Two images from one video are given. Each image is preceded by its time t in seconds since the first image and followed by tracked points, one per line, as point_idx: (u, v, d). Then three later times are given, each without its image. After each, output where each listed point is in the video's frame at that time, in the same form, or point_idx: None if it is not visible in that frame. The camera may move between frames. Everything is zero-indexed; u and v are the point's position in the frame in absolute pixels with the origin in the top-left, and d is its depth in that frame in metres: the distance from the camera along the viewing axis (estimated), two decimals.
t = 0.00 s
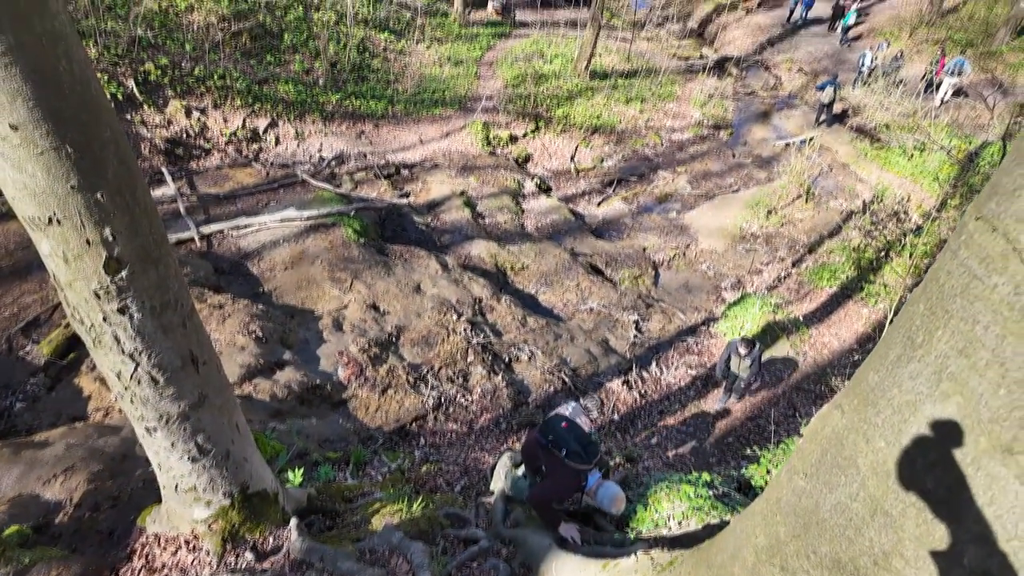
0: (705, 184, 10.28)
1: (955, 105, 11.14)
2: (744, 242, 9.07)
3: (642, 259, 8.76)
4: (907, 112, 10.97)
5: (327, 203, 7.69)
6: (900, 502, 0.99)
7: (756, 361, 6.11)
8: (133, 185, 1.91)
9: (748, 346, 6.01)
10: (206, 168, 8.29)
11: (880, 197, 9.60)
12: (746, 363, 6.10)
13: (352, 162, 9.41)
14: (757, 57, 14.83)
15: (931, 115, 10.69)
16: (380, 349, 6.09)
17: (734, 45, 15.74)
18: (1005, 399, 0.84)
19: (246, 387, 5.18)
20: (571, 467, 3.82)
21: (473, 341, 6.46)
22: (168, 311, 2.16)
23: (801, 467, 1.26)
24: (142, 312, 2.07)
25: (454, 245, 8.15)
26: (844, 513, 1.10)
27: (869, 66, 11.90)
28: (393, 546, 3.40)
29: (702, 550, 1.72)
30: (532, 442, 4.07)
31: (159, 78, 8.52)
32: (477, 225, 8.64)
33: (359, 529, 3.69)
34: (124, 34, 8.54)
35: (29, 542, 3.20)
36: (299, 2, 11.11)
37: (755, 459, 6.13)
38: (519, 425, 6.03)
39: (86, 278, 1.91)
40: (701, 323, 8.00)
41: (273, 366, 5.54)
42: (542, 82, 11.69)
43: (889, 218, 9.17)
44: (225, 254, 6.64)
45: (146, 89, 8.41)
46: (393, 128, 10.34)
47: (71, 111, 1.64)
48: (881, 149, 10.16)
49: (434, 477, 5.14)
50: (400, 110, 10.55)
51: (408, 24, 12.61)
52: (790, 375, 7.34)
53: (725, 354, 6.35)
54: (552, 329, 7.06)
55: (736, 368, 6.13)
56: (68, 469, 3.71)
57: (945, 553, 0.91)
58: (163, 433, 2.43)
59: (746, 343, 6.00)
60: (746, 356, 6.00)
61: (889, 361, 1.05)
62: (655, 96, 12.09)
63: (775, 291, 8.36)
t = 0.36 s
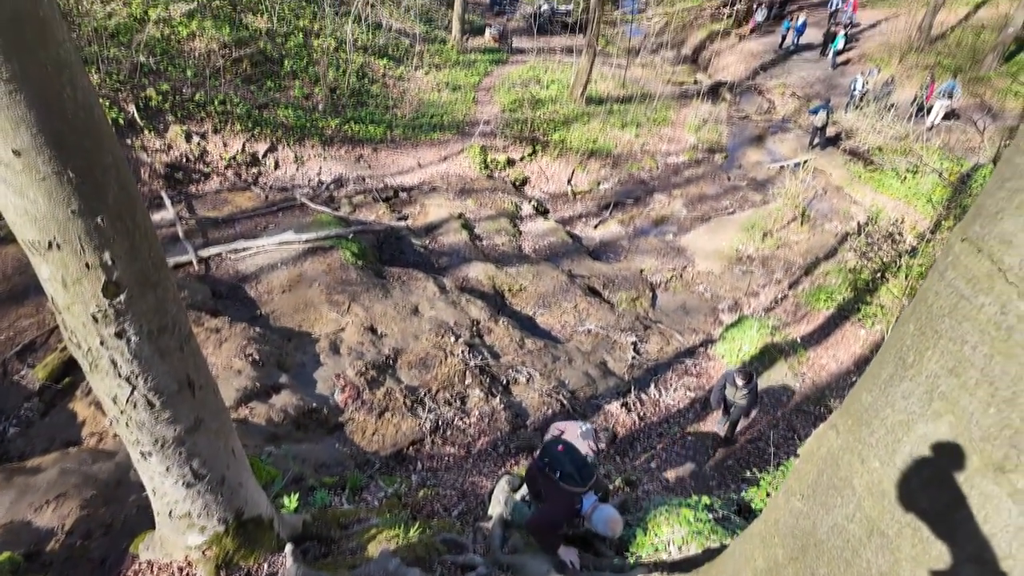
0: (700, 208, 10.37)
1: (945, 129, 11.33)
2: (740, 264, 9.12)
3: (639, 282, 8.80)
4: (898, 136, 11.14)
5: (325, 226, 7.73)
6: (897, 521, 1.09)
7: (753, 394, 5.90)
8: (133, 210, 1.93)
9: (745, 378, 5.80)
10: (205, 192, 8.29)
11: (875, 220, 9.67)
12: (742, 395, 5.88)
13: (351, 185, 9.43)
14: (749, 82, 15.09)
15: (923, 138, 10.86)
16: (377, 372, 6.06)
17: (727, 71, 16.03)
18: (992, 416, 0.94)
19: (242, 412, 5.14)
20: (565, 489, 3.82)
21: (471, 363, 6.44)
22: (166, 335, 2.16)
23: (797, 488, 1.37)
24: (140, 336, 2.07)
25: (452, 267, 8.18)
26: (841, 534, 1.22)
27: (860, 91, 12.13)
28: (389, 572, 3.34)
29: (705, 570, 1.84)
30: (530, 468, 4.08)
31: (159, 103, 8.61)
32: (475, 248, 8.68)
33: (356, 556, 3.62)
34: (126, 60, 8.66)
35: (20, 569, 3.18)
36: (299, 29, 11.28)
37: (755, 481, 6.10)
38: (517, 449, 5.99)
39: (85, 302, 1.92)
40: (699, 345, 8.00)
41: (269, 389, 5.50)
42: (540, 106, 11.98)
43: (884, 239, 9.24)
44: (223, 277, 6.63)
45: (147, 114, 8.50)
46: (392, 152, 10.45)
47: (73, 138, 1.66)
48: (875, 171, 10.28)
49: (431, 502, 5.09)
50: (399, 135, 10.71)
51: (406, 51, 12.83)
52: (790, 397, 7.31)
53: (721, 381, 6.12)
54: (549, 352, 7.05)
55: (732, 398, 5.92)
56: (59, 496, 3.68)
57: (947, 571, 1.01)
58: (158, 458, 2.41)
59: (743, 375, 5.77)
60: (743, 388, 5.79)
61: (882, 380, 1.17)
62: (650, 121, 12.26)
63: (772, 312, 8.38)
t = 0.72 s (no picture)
0: (697, 229, 10.45)
1: (938, 152, 11.50)
2: (737, 286, 9.16)
3: (637, 303, 8.81)
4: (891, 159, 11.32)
5: (324, 249, 7.76)
6: (897, 541, 0.97)
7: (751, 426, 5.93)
8: (134, 233, 1.94)
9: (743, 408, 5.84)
10: (204, 216, 8.30)
11: (871, 241, 9.74)
12: (740, 425, 5.91)
13: (350, 210, 9.49)
14: (743, 106, 15.34)
15: (916, 162, 11.01)
16: (375, 396, 6.02)
17: (721, 95, 16.33)
18: (990, 437, 0.84)
19: (238, 436, 5.10)
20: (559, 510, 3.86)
21: (469, 386, 6.41)
22: (164, 357, 2.15)
23: (798, 509, 1.26)
24: (137, 359, 2.06)
25: (450, 289, 8.20)
26: (841, 555, 1.09)
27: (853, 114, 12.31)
28: None
29: None
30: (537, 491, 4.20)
31: (160, 128, 8.71)
32: (473, 270, 8.71)
33: None
34: (129, 86, 8.76)
35: None
36: (300, 55, 11.46)
37: (755, 505, 6.10)
38: (515, 473, 5.93)
39: (84, 325, 1.92)
40: (698, 366, 7.97)
41: (266, 413, 5.46)
42: (537, 130, 12.15)
43: (880, 261, 9.31)
44: (220, 300, 6.62)
45: (148, 139, 8.60)
46: (391, 176, 10.55)
47: (77, 163, 1.69)
48: (869, 194, 10.41)
49: (428, 528, 5.04)
50: (398, 158, 10.84)
51: (405, 76, 13.02)
52: (791, 419, 7.27)
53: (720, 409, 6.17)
54: (548, 374, 7.02)
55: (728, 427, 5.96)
56: (52, 522, 3.63)
57: None
58: (154, 482, 2.38)
59: (743, 405, 5.82)
60: (742, 418, 5.83)
61: (878, 400, 1.06)
62: (646, 145, 12.43)
63: (770, 333, 8.39)
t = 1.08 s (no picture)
0: (695, 251, 10.52)
1: (930, 176, 11.67)
2: (735, 307, 9.17)
3: (636, 325, 8.81)
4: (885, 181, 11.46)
5: (322, 272, 7.77)
6: (897, 563, 0.96)
7: (750, 453, 5.94)
8: (135, 256, 1.95)
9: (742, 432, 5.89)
10: (203, 240, 8.33)
11: (867, 263, 9.82)
12: (740, 451, 5.91)
13: (348, 233, 9.56)
14: (738, 130, 15.56)
15: (909, 184, 11.16)
16: (372, 419, 5.98)
17: (716, 120, 16.58)
18: (986, 455, 0.84)
19: (234, 460, 5.05)
20: (560, 526, 4.10)
21: (468, 409, 6.37)
22: (162, 381, 2.14)
23: (799, 531, 1.25)
24: (136, 382, 2.06)
25: (448, 311, 8.20)
26: None
27: (846, 138, 12.49)
28: None
29: None
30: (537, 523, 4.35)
31: (161, 153, 8.79)
32: (472, 292, 8.73)
33: None
34: (131, 111, 8.84)
35: None
36: (300, 81, 11.63)
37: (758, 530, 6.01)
38: (514, 498, 5.87)
39: (83, 349, 1.92)
40: (697, 389, 7.95)
41: (263, 437, 5.42)
42: (534, 155, 12.27)
43: (876, 282, 9.36)
44: (218, 323, 6.61)
45: (149, 163, 8.67)
46: (390, 199, 10.63)
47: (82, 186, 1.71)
48: (865, 216, 10.59)
49: (426, 553, 4.99)
50: (397, 182, 10.95)
51: (404, 102, 13.20)
52: (791, 442, 7.25)
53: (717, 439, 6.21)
54: (547, 397, 6.99)
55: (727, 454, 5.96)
56: (45, 548, 3.56)
57: None
58: (150, 508, 2.35)
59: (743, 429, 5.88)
60: (742, 444, 5.85)
61: (876, 420, 1.06)
62: (643, 169, 12.56)
63: (769, 355, 8.39)
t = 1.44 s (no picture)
0: (692, 273, 10.58)
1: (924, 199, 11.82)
2: (733, 329, 9.18)
3: (635, 347, 8.78)
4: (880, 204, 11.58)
5: (321, 294, 7.78)
6: None
7: (749, 479, 5.82)
8: (137, 279, 1.96)
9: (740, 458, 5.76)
10: (202, 262, 8.41)
11: (864, 285, 9.87)
12: (738, 477, 5.79)
13: (347, 255, 9.61)
14: (734, 154, 15.75)
15: (904, 207, 11.28)
16: (370, 443, 5.93)
17: (712, 144, 16.80)
18: (981, 474, 0.84)
19: (230, 485, 5.00)
20: (561, 543, 4.14)
21: (467, 432, 6.33)
22: (161, 404, 2.13)
23: (801, 553, 1.25)
24: (135, 406, 2.05)
25: (447, 334, 8.18)
26: None
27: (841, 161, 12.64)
28: None
29: None
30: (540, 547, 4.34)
31: (162, 177, 8.90)
32: (470, 314, 8.74)
33: None
34: (132, 136, 8.92)
35: None
36: (302, 106, 11.79)
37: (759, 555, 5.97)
38: (513, 523, 5.79)
39: (83, 372, 1.92)
40: (697, 412, 7.90)
41: (260, 462, 5.37)
42: (532, 178, 12.39)
43: (874, 304, 9.40)
44: (216, 346, 6.60)
45: (150, 188, 8.76)
46: (389, 222, 10.70)
47: (87, 210, 1.73)
48: (860, 239, 10.73)
49: None
50: (396, 205, 11.04)
51: (404, 126, 13.36)
52: (791, 466, 7.21)
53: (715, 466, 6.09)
54: (546, 420, 6.94)
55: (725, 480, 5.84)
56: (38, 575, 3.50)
57: None
58: (145, 533, 2.32)
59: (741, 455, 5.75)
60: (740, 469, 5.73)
61: (875, 440, 1.07)
62: (640, 192, 12.68)
63: (768, 377, 8.37)
